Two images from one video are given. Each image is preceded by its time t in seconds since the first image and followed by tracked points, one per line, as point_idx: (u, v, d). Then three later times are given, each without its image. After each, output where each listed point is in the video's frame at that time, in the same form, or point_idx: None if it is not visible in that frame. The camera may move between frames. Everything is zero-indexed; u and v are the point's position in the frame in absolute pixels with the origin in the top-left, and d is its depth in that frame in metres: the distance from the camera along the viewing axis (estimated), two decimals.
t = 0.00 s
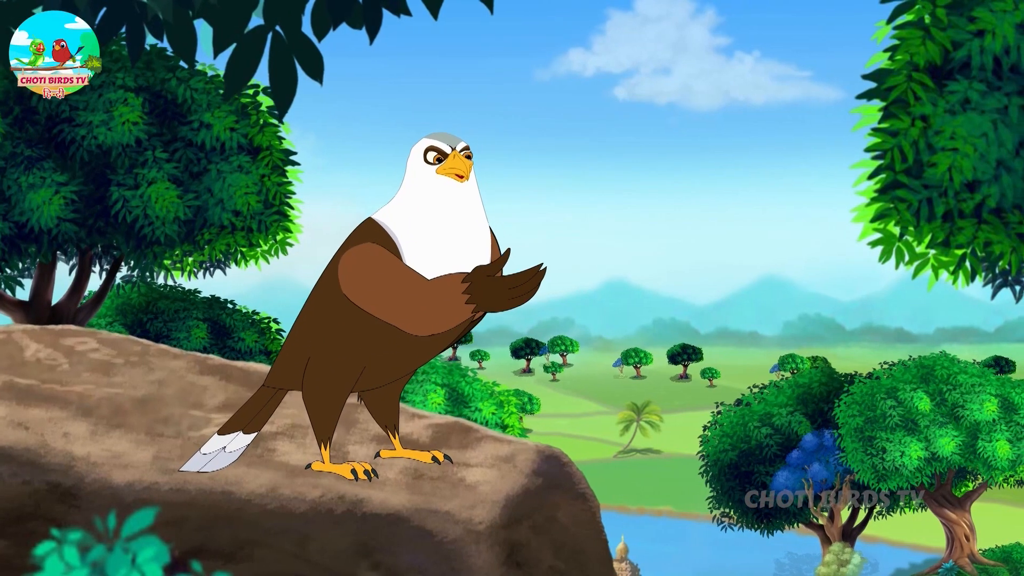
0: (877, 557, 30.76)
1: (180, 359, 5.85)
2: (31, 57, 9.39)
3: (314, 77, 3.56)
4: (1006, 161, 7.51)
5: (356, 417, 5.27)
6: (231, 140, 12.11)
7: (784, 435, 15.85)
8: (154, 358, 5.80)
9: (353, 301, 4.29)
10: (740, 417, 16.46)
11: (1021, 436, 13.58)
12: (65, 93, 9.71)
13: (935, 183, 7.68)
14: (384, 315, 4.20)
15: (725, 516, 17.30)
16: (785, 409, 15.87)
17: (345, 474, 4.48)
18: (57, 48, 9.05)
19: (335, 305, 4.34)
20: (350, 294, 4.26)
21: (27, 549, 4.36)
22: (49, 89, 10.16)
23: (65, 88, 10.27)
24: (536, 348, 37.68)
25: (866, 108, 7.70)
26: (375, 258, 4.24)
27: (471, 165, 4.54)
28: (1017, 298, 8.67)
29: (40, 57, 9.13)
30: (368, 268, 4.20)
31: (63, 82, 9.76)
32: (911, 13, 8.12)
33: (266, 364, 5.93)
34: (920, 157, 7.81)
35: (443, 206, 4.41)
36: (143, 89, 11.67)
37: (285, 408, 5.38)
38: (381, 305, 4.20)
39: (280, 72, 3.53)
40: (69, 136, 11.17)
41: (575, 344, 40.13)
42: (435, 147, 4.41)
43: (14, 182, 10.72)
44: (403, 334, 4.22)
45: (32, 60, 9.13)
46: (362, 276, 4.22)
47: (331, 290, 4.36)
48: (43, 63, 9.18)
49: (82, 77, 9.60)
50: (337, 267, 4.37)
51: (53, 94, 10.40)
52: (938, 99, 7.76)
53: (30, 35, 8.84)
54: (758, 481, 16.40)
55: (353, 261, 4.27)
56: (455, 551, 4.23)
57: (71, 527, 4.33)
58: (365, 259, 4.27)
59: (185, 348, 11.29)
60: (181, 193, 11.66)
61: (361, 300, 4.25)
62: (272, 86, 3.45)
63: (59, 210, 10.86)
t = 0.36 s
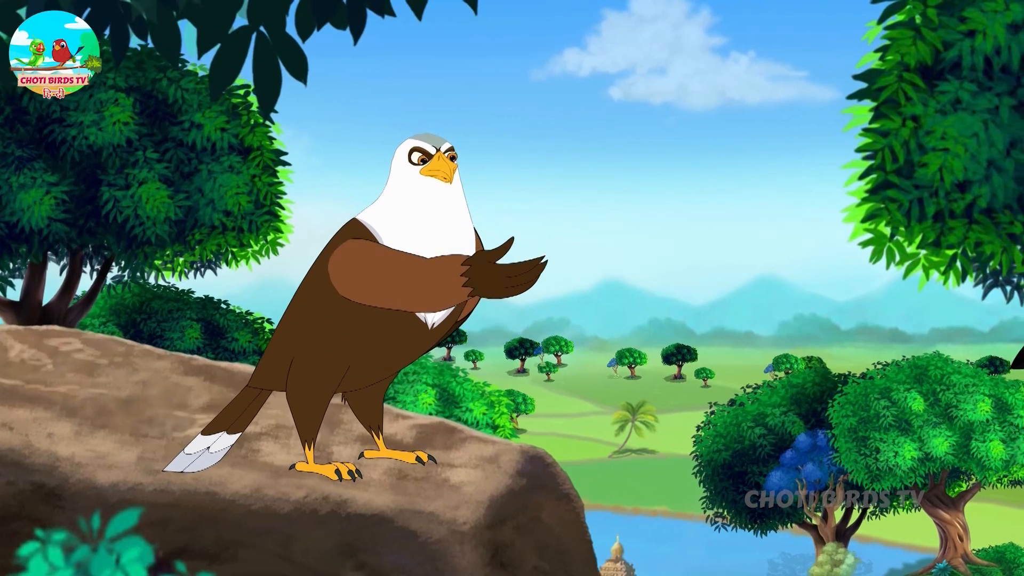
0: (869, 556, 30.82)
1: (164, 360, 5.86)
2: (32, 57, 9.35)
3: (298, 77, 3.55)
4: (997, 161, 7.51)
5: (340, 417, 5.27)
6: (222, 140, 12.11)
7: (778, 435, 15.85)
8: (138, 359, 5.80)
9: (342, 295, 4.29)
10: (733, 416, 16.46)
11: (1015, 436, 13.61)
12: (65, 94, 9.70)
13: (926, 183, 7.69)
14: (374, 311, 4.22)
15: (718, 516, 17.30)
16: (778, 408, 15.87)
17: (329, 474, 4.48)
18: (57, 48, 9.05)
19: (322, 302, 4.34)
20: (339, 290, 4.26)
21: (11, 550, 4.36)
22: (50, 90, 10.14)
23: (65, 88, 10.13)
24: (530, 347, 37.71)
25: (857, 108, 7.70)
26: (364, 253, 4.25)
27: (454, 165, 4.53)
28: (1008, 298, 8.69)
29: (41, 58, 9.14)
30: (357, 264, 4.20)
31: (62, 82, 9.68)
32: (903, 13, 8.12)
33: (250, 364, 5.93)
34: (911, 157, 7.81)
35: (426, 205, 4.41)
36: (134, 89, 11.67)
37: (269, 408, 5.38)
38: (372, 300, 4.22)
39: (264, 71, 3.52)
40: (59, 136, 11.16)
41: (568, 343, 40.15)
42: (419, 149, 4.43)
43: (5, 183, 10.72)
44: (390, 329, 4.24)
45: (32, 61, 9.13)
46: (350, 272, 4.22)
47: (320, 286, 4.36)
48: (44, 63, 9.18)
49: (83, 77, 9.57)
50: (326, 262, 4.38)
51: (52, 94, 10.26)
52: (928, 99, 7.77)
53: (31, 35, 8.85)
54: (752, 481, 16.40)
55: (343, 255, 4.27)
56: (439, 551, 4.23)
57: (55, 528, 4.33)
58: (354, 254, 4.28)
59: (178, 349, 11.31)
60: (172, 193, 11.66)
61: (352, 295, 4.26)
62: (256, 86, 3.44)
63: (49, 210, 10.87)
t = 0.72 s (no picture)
0: (863, 557, 30.84)
1: (148, 360, 5.85)
2: (33, 56, 9.38)
3: (281, 78, 3.53)
4: (988, 161, 7.49)
5: (324, 418, 5.27)
6: (213, 141, 12.09)
7: (771, 435, 15.87)
8: (122, 360, 5.80)
9: (326, 297, 4.30)
10: (726, 417, 16.46)
11: (1009, 437, 13.75)
12: (65, 93, 9.64)
13: (917, 184, 7.69)
14: (356, 311, 4.23)
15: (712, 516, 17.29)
16: (771, 409, 15.86)
17: (313, 474, 4.48)
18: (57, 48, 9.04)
19: (305, 303, 4.35)
20: (321, 290, 4.26)
21: None
22: (49, 89, 10.19)
23: (66, 88, 10.28)
24: (524, 347, 37.67)
25: (848, 108, 7.70)
26: (347, 253, 4.26)
27: (439, 164, 4.50)
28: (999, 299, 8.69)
29: (40, 57, 9.17)
30: (339, 264, 4.21)
31: (63, 82, 9.70)
32: (893, 13, 8.13)
33: (235, 364, 5.93)
34: (902, 158, 7.81)
35: (410, 207, 4.41)
36: (125, 89, 11.66)
37: (253, 409, 5.38)
38: (354, 300, 4.23)
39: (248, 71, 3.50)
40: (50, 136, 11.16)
41: (563, 343, 40.14)
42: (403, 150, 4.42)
43: None
44: (374, 330, 4.26)
45: (32, 60, 9.20)
46: (332, 273, 4.23)
47: (303, 286, 4.37)
48: (44, 63, 9.22)
49: (83, 76, 9.47)
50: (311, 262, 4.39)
51: (53, 94, 10.42)
52: (919, 100, 7.77)
53: (30, 35, 8.87)
54: (745, 481, 16.42)
55: (325, 256, 4.28)
56: (422, 552, 4.23)
57: (39, 528, 4.33)
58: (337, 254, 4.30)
59: (173, 349, 11.38)
60: (162, 193, 11.68)
61: (335, 297, 4.27)
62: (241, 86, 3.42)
63: (40, 211, 10.88)
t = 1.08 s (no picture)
0: (857, 557, 30.86)
1: (132, 360, 5.85)
2: (32, 56, 9.41)
3: (267, 78, 3.49)
4: (979, 162, 7.48)
5: (308, 418, 5.27)
6: (204, 141, 12.08)
7: (765, 435, 15.88)
8: (107, 360, 5.80)
9: (309, 298, 4.29)
10: (720, 417, 16.47)
11: (1003, 437, 13.87)
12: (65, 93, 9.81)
13: (908, 184, 7.70)
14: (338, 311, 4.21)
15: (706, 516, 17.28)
16: (764, 409, 15.87)
17: (297, 475, 4.48)
18: (57, 48, 9.03)
19: (288, 302, 4.34)
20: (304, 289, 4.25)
21: None
22: (49, 89, 10.25)
23: (65, 88, 10.39)
24: (518, 347, 37.69)
25: (838, 108, 7.70)
26: (331, 253, 4.26)
27: (422, 166, 4.50)
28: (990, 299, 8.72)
29: (39, 57, 9.19)
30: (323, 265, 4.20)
31: (62, 82, 9.89)
32: (885, 13, 8.13)
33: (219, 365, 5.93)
34: (893, 158, 7.82)
35: (394, 208, 4.41)
36: (115, 90, 11.65)
37: (237, 409, 5.37)
38: (338, 300, 4.22)
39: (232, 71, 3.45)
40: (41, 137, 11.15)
41: (558, 343, 40.15)
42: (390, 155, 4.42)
43: None
44: (356, 330, 4.26)
45: (31, 60, 9.22)
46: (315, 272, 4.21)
47: (285, 286, 4.37)
48: (43, 63, 9.23)
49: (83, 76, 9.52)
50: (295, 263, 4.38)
51: (53, 94, 10.48)
52: (910, 100, 7.77)
53: (30, 35, 8.87)
54: (739, 481, 16.41)
55: (309, 254, 4.28)
56: (406, 553, 4.24)
57: (24, 528, 4.35)
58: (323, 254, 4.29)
59: (166, 350, 11.43)
60: (153, 194, 11.69)
61: (318, 298, 4.26)
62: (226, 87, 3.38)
63: (31, 211, 10.91)
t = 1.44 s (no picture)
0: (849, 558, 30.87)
1: (117, 361, 5.85)
2: (32, 57, 9.44)
3: (251, 79, 3.45)
4: (969, 162, 7.47)
5: (293, 418, 5.26)
6: (195, 141, 12.08)
7: (758, 436, 15.92)
8: (91, 360, 5.80)
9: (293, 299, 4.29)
10: (713, 417, 16.49)
11: (996, 437, 13.90)
12: (65, 93, 9.79)
13: (898, 184, 7.71)
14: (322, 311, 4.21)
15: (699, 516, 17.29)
16: (758, 409, 15.89)
17: (281, 475, 4.48)
18: (57, 48, 9.04)
19: (272, 302, 4.34)
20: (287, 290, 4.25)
21: None
22: (48, 89, 10.27)
23: (65, 88, 10.43)
24: (512, 347, 37.73)
25: (829, 108, 7.69)
26: (315, 253, 4.26)
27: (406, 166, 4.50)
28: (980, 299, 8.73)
29: (40, 57, 9.22)
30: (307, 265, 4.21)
31: (62, 82, 9.94)
32: (876, 13, 8.13)
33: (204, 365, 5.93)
34: (884, 158, 7.83)
35: (379, 207, 4.41)
36: (106, 90, 11.64)
37: (221, 410, 5.37)
38: (322, 300, 4.23)
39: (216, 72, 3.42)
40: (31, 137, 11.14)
41: (552, 343, 40.13)
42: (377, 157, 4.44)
43: None
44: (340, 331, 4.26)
45: (31, 60, 9.23)
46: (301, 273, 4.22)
47: (270, 287, 4.37)
48: (43, 63, 9.24)
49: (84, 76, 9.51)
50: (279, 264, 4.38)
51: (53, 94, 10.50)
52: (900, 100, 7.78)
53: (30, 34, 8.88)
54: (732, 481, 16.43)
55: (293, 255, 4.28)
56: (390, 554, 4.24)
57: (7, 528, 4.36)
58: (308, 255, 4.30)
59: (160, 350, 11.46)
60: (144, 194, 11.70)
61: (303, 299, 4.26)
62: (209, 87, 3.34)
63: (22, 211, 10.91)
